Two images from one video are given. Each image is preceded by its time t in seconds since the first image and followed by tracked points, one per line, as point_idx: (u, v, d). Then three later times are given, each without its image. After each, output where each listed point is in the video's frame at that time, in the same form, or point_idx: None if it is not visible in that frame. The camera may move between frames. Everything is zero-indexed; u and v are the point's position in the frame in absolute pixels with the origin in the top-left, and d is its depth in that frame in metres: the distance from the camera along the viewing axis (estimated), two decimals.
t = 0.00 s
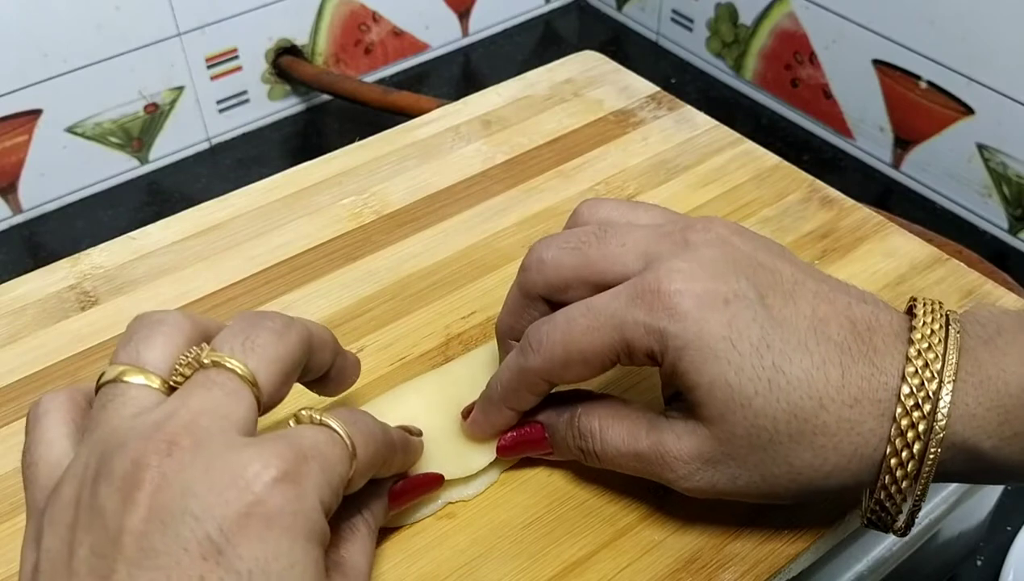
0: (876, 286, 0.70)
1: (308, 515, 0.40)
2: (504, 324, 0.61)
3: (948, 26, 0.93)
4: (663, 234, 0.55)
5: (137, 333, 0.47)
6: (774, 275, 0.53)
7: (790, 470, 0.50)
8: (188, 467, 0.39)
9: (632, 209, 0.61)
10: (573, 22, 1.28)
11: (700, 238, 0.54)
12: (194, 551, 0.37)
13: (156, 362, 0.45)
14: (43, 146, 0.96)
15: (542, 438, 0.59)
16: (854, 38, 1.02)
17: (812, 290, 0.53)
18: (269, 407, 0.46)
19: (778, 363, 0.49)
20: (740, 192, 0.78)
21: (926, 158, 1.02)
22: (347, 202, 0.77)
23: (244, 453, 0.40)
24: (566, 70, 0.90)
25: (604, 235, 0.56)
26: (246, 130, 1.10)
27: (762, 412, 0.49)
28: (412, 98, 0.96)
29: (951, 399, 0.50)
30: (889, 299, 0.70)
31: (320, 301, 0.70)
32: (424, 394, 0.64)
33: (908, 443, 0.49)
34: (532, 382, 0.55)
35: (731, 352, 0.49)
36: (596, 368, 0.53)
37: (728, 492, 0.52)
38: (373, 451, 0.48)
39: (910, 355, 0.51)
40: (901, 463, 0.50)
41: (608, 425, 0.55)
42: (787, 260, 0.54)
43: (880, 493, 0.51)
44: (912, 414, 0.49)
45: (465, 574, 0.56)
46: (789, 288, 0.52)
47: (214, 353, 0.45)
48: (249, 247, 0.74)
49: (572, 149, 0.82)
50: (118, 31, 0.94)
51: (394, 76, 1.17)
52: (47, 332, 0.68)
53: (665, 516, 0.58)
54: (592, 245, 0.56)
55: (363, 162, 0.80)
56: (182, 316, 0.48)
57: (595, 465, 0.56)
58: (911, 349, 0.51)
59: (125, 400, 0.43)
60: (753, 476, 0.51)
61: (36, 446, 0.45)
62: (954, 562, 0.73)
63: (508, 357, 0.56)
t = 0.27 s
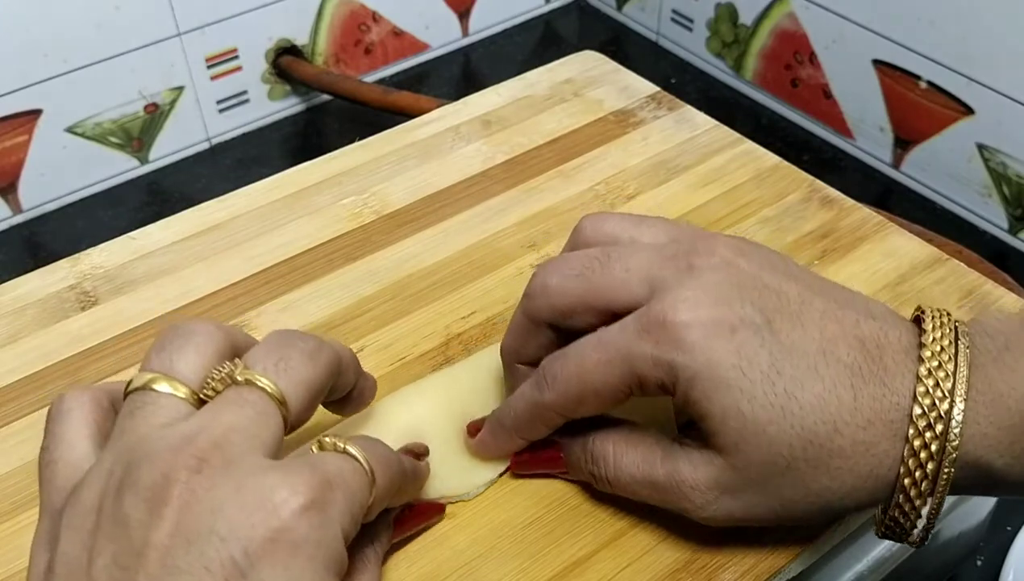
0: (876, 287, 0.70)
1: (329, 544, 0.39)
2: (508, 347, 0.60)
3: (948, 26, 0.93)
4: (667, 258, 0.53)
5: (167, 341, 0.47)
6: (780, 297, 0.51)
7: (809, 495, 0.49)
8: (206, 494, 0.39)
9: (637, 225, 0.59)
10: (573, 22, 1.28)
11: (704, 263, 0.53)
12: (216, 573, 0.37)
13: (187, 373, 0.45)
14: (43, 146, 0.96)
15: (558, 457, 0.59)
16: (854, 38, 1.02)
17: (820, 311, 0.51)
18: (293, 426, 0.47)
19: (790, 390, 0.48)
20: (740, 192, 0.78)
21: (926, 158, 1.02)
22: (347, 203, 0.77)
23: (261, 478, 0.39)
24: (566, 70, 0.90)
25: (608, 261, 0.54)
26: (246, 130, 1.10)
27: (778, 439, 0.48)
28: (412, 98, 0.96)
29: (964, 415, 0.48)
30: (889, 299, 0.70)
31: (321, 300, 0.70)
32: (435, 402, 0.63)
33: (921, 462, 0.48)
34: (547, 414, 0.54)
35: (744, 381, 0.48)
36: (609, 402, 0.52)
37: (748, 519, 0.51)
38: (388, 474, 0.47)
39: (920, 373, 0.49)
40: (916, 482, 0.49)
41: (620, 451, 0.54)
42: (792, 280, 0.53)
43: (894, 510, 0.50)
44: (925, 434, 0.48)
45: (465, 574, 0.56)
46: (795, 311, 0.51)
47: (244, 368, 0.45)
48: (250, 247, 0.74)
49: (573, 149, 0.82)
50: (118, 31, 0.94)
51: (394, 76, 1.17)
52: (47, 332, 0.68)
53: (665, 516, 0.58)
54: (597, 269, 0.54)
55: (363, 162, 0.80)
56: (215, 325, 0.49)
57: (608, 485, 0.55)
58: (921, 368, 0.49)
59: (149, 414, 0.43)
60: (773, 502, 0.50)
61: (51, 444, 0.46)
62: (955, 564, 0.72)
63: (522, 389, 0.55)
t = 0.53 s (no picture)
0: (876, 287, 0.70)
1: None
2: (506, 349, 0.56)
3: (948, 25, 0.93)
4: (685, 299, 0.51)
5: (203, 367, 0.46)
6: (803, 343, 0.49)
7: (858, 533, 0.47)
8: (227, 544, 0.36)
9: (653, 247, 0.56)
10: (574, 22, 1.28)
11: (723, 311, 0.50)
12: None
13: (219, 415, 0.44)
14: (43, 145, 0.96)
15: (587, 495, 0.53)
16: (854, 38, 1.02)
17: (845, 352, 0.49)
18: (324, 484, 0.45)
19: (823, 437, 0.46)
20: (740, 192, 0.78)
21: (926, 158, 1.02)
22: (346, 203, 0.77)
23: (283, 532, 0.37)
24: (566, 70, 0.90)
25: (626, 296, 0.51)
26: (246, 130, 1.10)
27: (822, 484, 0.46)
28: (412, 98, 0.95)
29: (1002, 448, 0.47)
30: (889, 300, 0.70)
31: (321, 300, 0.70)
32: (439, 402, 0.63)
33: (961, 499, 0.47)
34: (562, 454, 0.52)
35: (772, 434, 0.46)
36: (627, 450, 0.50)
37: (799, 562, 0.48)
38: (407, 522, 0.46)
39: (956, 410, 0.48)
40: (956, 518, 0.48)
41: (659, 493, 0.49)
42: (814, 320, 0.50)
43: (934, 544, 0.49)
44: (964, 473, 0.47)
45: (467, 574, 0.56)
46: (820, 354, 0.49)
47: (279, 421, 0.45)
48: (249, 247, 0.74)
49: (573, 149, 0.82)
50: (118, 31, 0.94)
51: (394, 76, 1.17)
52: (47, 332, 0.68)
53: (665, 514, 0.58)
54: (611, 305, 0.51)
55: (362, 162, 0.80)
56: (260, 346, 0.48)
57: (642, 535, 0.50)
58: (957, 405, 0.48)
59: (169, 444, 0.42)
60: (824, 542, 0.47)
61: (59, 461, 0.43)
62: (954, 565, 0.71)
63: (536, 425, 0.54)
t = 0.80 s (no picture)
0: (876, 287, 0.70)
1: None
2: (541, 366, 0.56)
3: (948, 25, 0.93)
4: (726, 279, 0.51)
5: (274, 411, 0.48)
6: (848, 318, 0.49)
7: (902, 506, 0.48)
8: None
9: (689, 238, 0.58)
10: (574, 22, 1.28)
11: (766, 282, 0.50)
12: None
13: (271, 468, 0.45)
14: (43, 145, 0.96)
15: (625, 471, 0.53)
16: (854, 38, 1.02)
17: (886, 330, 0.50)
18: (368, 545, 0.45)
19: (873, 407, 0.47)
20: (740, 192, 0.78)
21: (926, 158, 1.02)
22: (346, 203, 0.77)
23: None
24: (566, 70, 0.90)
25: (667, 293, 0.51)
26: (246, 130, 1.10)
27: (875, 446, 0.46)
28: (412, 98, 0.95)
29: None
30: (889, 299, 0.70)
31: (321, 300, 0.70)
32: (438, 401, 0.62)
33: (997, 477, 0.48)
34: (595, 424, 0.51)
35: (824, 400, 0.46)
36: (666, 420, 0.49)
37: (842, 537, 0.47)
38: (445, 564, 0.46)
39: (993, 390, 0.49)
40: (991, 495, 0.49)
41: (706, 462, 0.48)
42: (853, 298, 0.51)
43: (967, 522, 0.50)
44: (1000, 450, 0.48)
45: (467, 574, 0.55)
46: (863, 330, 0.49)
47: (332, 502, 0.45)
48: (249, 248, 0.74)
49: (573, 148, 0.82)
50: (118, 31, 0.94)
51: (394, 76, 1.17)
52: (47, 332, 0.68)
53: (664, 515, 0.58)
54: (658, 306, 0.51)
55: (362, 162, 0.80)
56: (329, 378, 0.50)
57: (684, 507, 0.49)
58: (993, 384, 0.49)
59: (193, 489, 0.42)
60: (870, 516, 0.47)
61: (103, 486, 0.43)
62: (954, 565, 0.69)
63: (566, 393, 0.52)
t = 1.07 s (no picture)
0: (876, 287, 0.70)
1: None
2: (576, 269, 0.61)
3: (948, 25, 0.93)
4: (751, 244, 0.54)
5: (285, 402, 0.50)
6: (856, 302, 0.52)
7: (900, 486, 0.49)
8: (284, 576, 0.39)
9: (724, 198, 0.60)
10: (573, 22, 1.28)
11: (782, 262, 0.53)
12: None
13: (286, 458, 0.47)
14: (43, 146, 0.96)
15: (630, 442, 0.55)
16: (854, 38, 1.02)
17: (894, 316, 0.52)
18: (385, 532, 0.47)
19: (870, 382, 0.49)
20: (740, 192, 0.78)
21: (926, 158, 1.02)
22: (347, 203, 0.77)
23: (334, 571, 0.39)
24: (566, 70, 0.90)
25: (698, 229, 0.54)
26: (246, 130, 1.10)
27: (871, 422, 0.48)
28: (412, 98, 0.95)
29: None
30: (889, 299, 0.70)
31: (321, 299, 0.70)
32: (437, 401, 0.62)
33: (992, 463, 0.50)
34: (601, 382, 0.55)
35: (820, 372, 0.49)
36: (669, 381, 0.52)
37: (835, 511, 0.49)
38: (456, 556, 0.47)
39: (993, 377, 0.51)
40: (985, 482, 0.50)
41: (704, 430, 0.50)
42: (864, 285, 0.54)
43: (962, 509, 0.51)
44: (997, 435, 0.50)
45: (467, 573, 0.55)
46: (871, 312, 0.52)
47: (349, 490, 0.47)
48: (249, 247, 0.74)
49: (573, 148, 0.82)
50: (118, 31, 0.94)
51: (394, 76, 1.17)
52: (48, 332, 0.68)
53: (665, 515, 0.58)
54: (681, 229, 0.55)
55: (362, 162, 0.80)
56: (338, 366, 0.52)
57: (681, 471, 0.51)
58: (994, 371, 0.51)
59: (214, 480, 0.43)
60: (865, 492, 0.49)
61: (115, 482, 0.46)
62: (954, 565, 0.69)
63: (579, 352, 0.56)
